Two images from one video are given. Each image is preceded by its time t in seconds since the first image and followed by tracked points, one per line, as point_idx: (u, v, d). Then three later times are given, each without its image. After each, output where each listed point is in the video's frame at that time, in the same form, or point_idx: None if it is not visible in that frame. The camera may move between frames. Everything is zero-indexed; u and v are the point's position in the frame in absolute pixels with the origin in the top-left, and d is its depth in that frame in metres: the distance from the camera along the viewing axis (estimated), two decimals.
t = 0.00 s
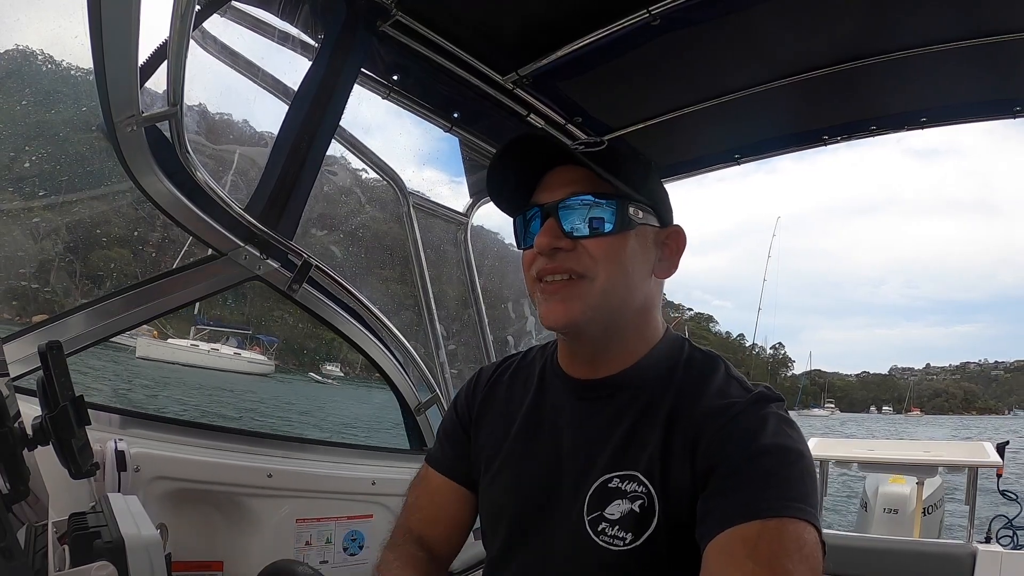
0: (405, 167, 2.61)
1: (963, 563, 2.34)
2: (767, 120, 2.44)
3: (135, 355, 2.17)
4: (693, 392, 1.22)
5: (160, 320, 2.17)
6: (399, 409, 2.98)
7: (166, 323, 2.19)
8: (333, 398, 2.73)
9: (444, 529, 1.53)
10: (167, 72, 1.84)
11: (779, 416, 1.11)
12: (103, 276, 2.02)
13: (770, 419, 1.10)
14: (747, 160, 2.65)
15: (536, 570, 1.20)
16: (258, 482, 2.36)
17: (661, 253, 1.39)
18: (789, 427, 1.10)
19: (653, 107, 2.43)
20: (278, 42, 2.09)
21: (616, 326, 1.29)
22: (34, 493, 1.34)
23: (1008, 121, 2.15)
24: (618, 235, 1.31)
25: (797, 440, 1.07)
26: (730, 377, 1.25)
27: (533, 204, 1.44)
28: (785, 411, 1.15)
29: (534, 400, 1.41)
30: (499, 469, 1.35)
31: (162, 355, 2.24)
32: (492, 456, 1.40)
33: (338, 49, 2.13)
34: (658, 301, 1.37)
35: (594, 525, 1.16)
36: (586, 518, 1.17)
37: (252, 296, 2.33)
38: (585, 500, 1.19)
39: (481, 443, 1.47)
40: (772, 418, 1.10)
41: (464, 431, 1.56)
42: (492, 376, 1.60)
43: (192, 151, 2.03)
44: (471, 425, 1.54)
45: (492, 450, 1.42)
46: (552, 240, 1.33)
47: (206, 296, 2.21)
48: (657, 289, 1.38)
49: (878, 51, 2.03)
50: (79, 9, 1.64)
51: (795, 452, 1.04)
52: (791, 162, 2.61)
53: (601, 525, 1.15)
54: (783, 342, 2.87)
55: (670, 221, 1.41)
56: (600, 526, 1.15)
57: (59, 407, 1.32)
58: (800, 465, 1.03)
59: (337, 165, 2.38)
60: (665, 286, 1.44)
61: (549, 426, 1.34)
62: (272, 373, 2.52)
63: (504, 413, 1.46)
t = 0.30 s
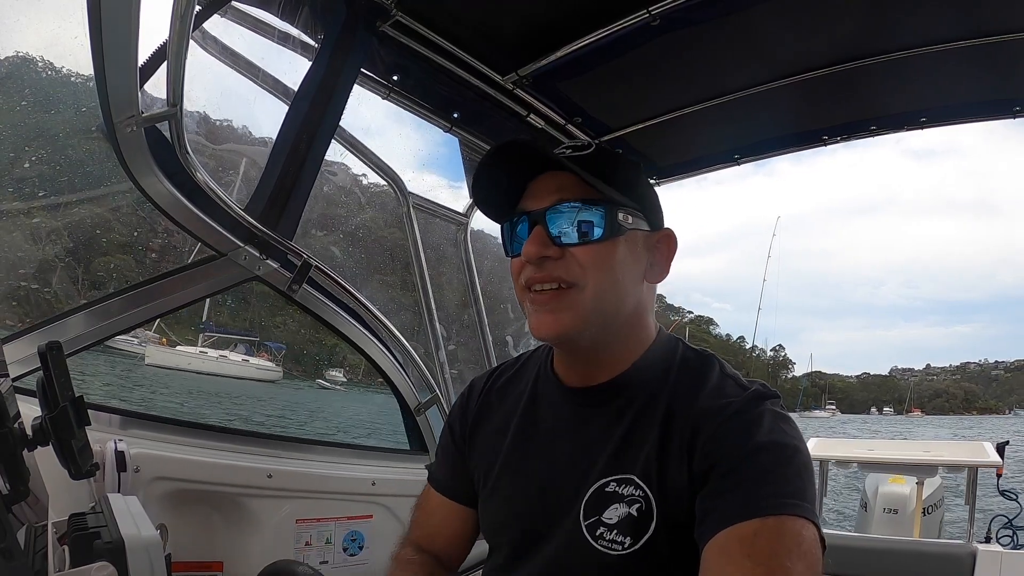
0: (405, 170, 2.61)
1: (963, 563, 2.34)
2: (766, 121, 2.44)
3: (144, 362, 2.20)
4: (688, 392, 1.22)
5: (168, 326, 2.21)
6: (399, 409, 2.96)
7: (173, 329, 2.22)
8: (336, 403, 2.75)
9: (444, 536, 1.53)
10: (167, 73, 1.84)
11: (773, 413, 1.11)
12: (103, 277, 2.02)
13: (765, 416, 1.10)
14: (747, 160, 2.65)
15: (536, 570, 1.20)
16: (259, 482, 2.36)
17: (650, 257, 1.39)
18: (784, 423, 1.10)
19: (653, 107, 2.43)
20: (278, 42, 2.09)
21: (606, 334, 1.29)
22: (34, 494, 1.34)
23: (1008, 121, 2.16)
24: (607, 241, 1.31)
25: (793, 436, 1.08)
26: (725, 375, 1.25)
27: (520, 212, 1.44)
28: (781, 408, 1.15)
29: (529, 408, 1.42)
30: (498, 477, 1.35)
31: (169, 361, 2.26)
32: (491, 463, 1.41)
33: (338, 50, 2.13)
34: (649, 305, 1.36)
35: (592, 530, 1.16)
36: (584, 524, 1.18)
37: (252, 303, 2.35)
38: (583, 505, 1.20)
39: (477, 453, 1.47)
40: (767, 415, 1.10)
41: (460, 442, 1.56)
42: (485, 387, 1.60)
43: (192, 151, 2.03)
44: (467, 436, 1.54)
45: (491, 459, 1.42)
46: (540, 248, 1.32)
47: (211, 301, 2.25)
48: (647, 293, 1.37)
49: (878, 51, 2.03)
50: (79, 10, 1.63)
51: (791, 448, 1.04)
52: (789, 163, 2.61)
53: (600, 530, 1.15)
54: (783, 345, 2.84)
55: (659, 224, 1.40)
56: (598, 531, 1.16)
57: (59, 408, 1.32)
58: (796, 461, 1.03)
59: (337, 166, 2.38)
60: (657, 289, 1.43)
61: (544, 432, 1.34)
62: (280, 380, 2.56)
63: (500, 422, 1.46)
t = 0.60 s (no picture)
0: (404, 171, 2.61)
1: (963, 563, 2.33)
2: (766, 121, 2.44)
3: (156, 365, 2.23)
4: (686, 392, 1.21)
5: (179, 329, 2.23)
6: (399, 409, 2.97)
7: (185, 333, 2.25)
8: (340, 402, 2.76)
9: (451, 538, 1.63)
10: (167, 72, 1.83)
11: (775, 415, 1.11)
12: (103, 276, 2.02)
13: (766, 419, 1.10)
14: (747, 160, 2.65)
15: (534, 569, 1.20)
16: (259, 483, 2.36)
17: (635, 256, 1.38)
18: (787, 426, 1.10)
19: (652, 107, 2.43)
20: (278, 42, 2.09)
21: (587, 339, 1.29)
22: (34, 493, 1.34)
23: (1007, 121, 2.16)
24: (587, 242, 1.30)
25: (796, 441, 1.07)
26: (722, 374, 1.25)
27: (497, 212, 1.44)
28: (781, 408, 1.15)
29: (520, 409, 1.42)
30: (494, 480, 1.35)
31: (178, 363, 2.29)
32: (484, 463, 1.41)
33: (338, 49, 2.13)
34: (634, 306, 1.36)
35: (586, 542, 1.16)
36: (577, 536, 1.17)
37: (259, 308, 2.36)
38: (576, 516, 1.19)
39: (469, 454, 1.47)
40: (769, 418, 1.10)
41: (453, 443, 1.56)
42: (474, 387, 1.61)
43: (192, 151, 2.03)
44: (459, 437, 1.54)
45: (483, 460, 1.42)
46: (516, 251, 1.32)
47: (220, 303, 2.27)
48: (632, 293, 1.36)
49: (878, 51, 2.03)
50: (79, 10, 1.63)
51: (795, 455, 1.04)
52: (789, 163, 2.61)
53: (594, 542, 1.15)
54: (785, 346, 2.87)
55: (643, 222, 1.40)
56: (593, 543, 1.15)
57: (59, 408, 1.32)
58: (800, 468, 1.03)
59: (337, 166, 2.38)
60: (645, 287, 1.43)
61: (537, 432, 1.35)
62: (290, 382, 2.58)
63: (491, 423, 1.47)
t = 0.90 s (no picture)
0: (404, 170, 2.61)
1: (963, 563, 2.33)
2: (766, 121, 2.44)
3: (170, 365, 2.27)
4: (679, 392, 1.21)
5: (192, 329, 2.26)
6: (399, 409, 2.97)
7: (198, 334, 2.28)
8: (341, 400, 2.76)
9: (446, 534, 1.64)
10: (167, 73, 1.83)
11: (767, 418, 1.11)
12: (103, 277, 2.02)
13: (759, 421, 1.10)
14: (747, 160, 2.65)
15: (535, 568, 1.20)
16: (259, 484, 2.36)
17: (624, 253, 1.37)
18: (779, 429, 1.10)
19: (652, 107, 2.43)
20: (278, 43, 2.09)
21: (575, 338, 1.28)
22: (34, 495, 1.34)
23: (1006, 121, 2.16)
24: (574, 240, 1.30)
25: (788, 444, 1.07)
26: (714, 375, 1.25)
27: (486, 211, 1.43)
28: (774, 411, 1.15)
29: (513, 407, 1.42)
30: (487, 478, 1.35)
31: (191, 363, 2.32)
32: (477, 461, 1.40)
33: (338, 50, 2.13)
34: (623, 304, 1.35)
35: (578, 541, 1.16)
36: (569, 535, 1.18)
37: (268, 305, 2.38)
38: (568, 515, 1.19)
39: (460, 453, 1.47)
40: (762, 420, 1.10)
41: (444, 440, 1.56)
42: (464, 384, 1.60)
43: (191, 153, 2.03)
44: (450, 435, 1.54)
45: (475, 458, 1.42)
46: (503, 250, 1.33)
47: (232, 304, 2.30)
48: (621, 290, 1.36)
49: (877, 51, 2.03)
50: (78, 11, 1.62)
51: (788, 459, 1.04)
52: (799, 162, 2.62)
53: (585, 541, 1.15)
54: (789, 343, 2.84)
55: (632, 220, 1.39)
56: (584, 543, 1.16)
57: (60, 409, 1.32)
58: (793, 471, 1.03)
59: (337, 166, 2.38)
60: (636, 286, 1.42)
61: (529, 431, 1.34)
62: (302, 382, 2.62)
63: (483, 421, 1.46)
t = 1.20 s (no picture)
0: (405, 171, 2.61)
1: (963, 563, 2.33)
2: (766, 121, 2.44)
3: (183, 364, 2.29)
4: (679, 390, 1.21)
5: (205, 328, 2.29)
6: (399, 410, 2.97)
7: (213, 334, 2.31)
8: (342, 400, 2.76)
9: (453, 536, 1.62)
10: (167, 74, 1.84)
11: (765, 415, 1.11)
12: (103, 278, 2.02)
13: (757, 419, 1.10)
14: (747, 160, 2.65)
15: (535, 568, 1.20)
16: (259, 484, 2.36)
17: (629, 252, 1.37)
18: (778, 428, 1.10)
19: (652, 106, 2.42)
20: (277, 44, 2.09)
21: (577, 333, 1.29)
22: (34, 495, 1.34)
23: (1006, 121, 2.16)
24: (580, 239, 1.31)
25: (785, 441, 1.07)
26: (714, 375, 1.25)
27: (496, 211, 1.44)
28: (771, 409, 1.15)
29: (516, 407, 1.42)
30: (490, 477, 1.35)
31: (205, 362, 2.35)
32: (480, 461, 1.40)
33: (338, 51, 2.13)
34: (627, 301, 1.35)
35: (577, 534, 1.16)
36: (570, 527, 1.17)
37: (272, 304, 2.38)
38: (568, 508, 1.19)
39: (464, 454, 1.47)
40: (759, 419, 1.10)
41: (451, 441, 1.56)
42: (470, 386, 1.61)
43: (191, 153, 2.03)
44: (456, 436, 1.54)
45: (477, 460, 1.41)
46: (512, 248, 1.33)
47: (248, 301, 2.33)
48: (626, 289, 1.36)
49: (878, 51, 2.03)
50: (79, 12, 1.62)
51: (784, 455, 1.04)
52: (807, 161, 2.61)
53: (585, 533, 1.15)
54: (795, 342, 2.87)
55: (637, 220, 1.39)
56: (583, 535, 1.15)
57: (60, 409, 1.32)
58: (790, 467, 1.03)
59: (336, 166, 2.38)
60: (640, 285, 1.42)
61: (531, 429, 1.34)
62: (315, 381, 2.65)
63: (486, 422, 1.46)
